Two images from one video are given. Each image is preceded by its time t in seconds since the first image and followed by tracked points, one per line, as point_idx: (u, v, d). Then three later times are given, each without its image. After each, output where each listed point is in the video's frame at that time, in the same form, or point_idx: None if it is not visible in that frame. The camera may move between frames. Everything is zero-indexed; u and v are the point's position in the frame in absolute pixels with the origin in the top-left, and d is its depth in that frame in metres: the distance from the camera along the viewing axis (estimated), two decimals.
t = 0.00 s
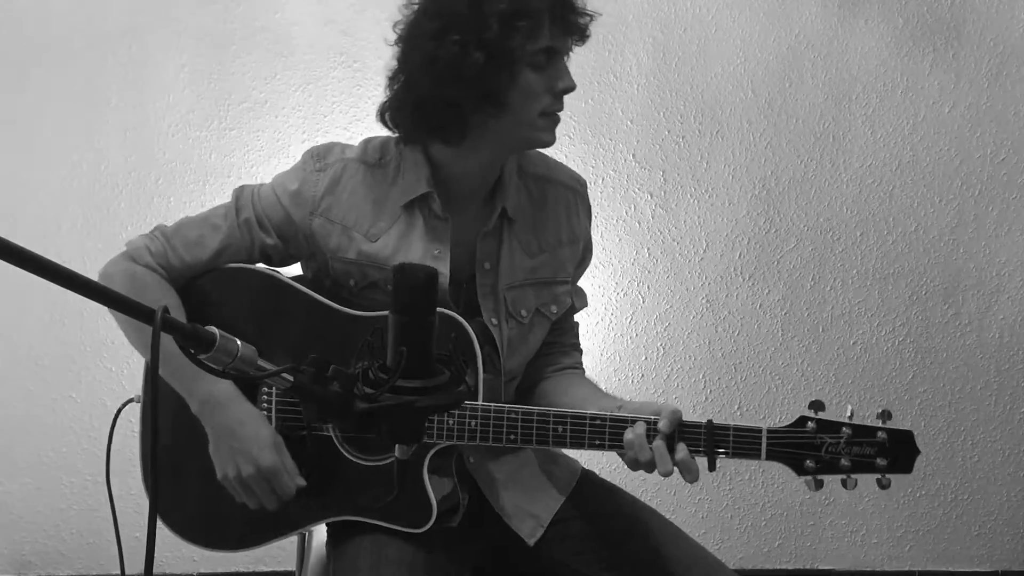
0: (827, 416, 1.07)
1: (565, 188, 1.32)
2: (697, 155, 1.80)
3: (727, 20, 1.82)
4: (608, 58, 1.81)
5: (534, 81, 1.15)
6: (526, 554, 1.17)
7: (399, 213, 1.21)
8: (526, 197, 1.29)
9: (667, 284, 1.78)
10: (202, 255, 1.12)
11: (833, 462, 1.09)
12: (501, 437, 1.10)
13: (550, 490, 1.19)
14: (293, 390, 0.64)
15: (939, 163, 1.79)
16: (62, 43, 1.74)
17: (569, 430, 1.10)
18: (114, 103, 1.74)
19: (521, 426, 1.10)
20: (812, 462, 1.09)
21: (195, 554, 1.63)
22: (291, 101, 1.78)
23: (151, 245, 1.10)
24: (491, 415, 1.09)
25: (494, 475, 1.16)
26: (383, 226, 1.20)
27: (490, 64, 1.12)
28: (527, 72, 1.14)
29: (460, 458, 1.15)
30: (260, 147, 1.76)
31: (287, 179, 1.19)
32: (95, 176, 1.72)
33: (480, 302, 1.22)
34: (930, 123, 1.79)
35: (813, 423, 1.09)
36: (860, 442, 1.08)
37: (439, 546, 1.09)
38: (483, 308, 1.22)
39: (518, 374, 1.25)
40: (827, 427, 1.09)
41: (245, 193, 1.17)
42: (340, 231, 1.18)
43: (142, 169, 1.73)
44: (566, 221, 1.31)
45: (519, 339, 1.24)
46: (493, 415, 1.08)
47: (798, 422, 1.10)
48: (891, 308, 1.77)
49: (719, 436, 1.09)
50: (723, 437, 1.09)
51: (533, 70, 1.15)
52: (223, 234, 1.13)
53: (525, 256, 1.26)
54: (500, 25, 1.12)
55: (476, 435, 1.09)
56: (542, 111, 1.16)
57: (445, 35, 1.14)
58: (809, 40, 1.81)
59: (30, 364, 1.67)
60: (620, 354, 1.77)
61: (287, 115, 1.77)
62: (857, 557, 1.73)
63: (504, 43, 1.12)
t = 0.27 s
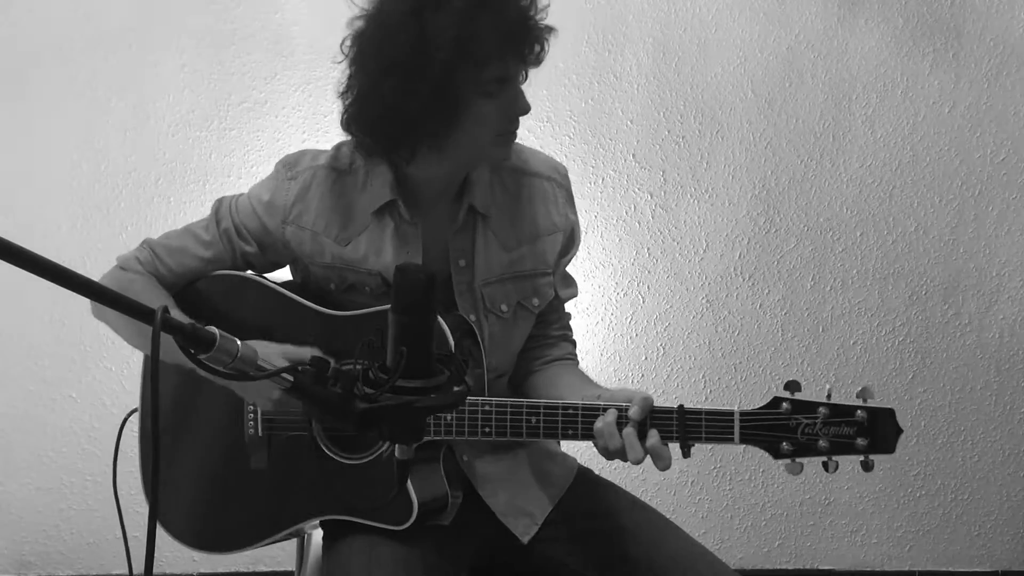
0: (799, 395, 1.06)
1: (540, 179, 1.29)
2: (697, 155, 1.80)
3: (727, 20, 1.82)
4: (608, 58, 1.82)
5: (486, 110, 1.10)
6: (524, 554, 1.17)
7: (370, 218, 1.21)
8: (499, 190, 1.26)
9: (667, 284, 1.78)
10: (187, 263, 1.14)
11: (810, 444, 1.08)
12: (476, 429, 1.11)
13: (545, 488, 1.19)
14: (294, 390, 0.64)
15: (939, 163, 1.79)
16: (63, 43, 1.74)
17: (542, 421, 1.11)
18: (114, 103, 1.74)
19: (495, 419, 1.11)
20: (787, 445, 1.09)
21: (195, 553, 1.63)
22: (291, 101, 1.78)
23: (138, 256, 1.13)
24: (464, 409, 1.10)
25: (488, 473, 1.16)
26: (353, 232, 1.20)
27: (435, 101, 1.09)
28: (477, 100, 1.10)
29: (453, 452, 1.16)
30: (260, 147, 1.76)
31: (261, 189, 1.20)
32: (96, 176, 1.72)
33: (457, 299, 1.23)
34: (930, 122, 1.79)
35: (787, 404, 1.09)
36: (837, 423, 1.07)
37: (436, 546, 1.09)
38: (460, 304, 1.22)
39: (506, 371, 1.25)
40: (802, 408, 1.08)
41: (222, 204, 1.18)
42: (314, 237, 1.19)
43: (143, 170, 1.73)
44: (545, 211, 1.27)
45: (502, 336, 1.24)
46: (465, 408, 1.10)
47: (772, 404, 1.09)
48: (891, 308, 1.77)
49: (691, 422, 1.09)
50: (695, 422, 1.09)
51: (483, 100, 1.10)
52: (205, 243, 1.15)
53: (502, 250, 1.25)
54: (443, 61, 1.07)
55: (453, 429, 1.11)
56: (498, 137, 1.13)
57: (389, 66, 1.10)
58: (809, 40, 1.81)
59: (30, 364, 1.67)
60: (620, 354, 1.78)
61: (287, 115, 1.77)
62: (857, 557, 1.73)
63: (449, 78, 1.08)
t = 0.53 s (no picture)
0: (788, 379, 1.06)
1: (541, 182, 1.29)
2: (697, 156, 1.80)
3: (727, 20, 1.82)
4: (608, 58, 1.82)
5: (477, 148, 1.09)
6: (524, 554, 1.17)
7: (367, 225, 1.22)
8: (500, 194, 1.26)
9: (667, 284, 1.78)
10: (194, 263, 1.16)
11: (800, 427, 1.08)
12: (470, 420, 1.11)
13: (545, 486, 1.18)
14: (294, 389, 0.64)
15: (939, 163, 1.79)
16: (62, 43, 1.75)
17: (534, 410, 1.11)
18: (114, 103, 1.74)
19: (489, 410, 1.11)
20: (778, 429, 1.08)
21: (195, 554, 1.63)
22: (291, 101, 1.78)
23: (146, 256, 1.15)
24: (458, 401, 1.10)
25: (488, 470, 1.18)
26: (351, 238, 1.21)
27: (419, 145, 1.09)
28: (466, 139, 1.09)
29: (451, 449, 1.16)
30: (260, 147, 1.76)
31: (264, 193, 1.22)
32: (96, 176, 1.72)
33: (458, 302, 1.24)
34: (930, 122, 1.79)
35: (777, 388, 1.08)
36: (827, 406, 1.06)
37: (435, 543, 1.09)
38: (459, 308, 1.23)
39: (504, 373, 1.26)
40: (791, 392, 1.08)
41: (227, 206, 1.20)
42: (311, 243, 1.20)
43: (143, 170, 1.73)
44: (545, 216, 1.28)
45: (501, 341, 1.24)
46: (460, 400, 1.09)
47: (761, 388, 1.09)
48: (891, 308, 1.77)
49: (682, 407, 1.09)
50: (686, 407, 1.09)
51: (470, 137, 1.08)
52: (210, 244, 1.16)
53: (503, 254, 1.25)
54: (423, 108, 1.06)
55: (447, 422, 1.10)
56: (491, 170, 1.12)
57: (376, 109, 1.10)
58: (809, 40, 1.81)
59: (30, 364, 1.67)
60: (620, 354, 1.77)
61: (287, 115, 1.77)
62: (858, 557, 1.73)
63: (431, 121, 1.07)
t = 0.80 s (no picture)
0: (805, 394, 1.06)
1: (561, 191, 1.29)
2: (697, 155, 1.80)
3: (727, 20, 1.82)
4: (608, 58, 1.82)
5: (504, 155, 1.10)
6: (523, 555, 1.17)
7: (389, 222, 1.21)
8: (520, 201, 1.26)
9: (667, 284, 1.78)
10: (211, 254, 1.15)
11: (815, 442, 1.08)
12: (485, 420, 1.11)
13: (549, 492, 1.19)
14: (294, 390, 0.64)
15: (939, 163, 1.79)
16: (62, 43, 1.75)
17: (551, 412, 1.10)
18: (114, 103, 1.74)
19: (505, 411, 1.10)
20: (792, 443, 1.08)
21: (195, 554, 1.63)
22: (291, 101, 1.78)
23: (164, 244, 1.14)
24: (475, 399, 1.09)
25: (494, 473, 1.18)
26: (372, 235, 1.21)
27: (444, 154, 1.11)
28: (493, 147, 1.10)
29: (459, 452, 1.17)
30: (260, 147, 1.76)
31: (286, 185, 1.21)
32: (95, 176, 1.72)
33: (472, 305, 1.23)
34: (930, 123, 1.79)
35: (793, 402, 1.09)
36: (842, 422, 1.07)
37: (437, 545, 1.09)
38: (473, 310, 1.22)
39: (512, 377, 1.26)
40: (807, 407, 1.08)
41: (248, 197, 1.19)
42: (333, 237, 1.19)
43: (142, 169, 1.73)
44: (563, 225, 1.27)
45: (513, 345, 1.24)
46: (477, 398, 1.09)
47: (778, 401, 1.09)
48: (891, 308, 1.77)
49: (699, 416, 1.09)
50: (703, 417, 1.09)
51: (494, 145, 1.10)
52: (230, 235, 1.16)
53: (519, 261, 1.24)
54: (450, 119, 1.07)
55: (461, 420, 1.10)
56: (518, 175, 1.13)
57: (402, 117, 1.11)
58: (809, 40, 1.81)
59: (31, 364, 1.67)
60: (620, 354, 1.77)
61: (287, 115, 1.77)
62: (857, 557, 1.73)
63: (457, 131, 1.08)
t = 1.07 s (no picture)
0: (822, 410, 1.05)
1: (575, 190, 1.29)
2: (697, 155, 1.80)
3: (727, 20, 1.82)
4: (608, 58, 1.81)
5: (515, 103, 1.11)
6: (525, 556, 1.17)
7: (406, 209, 1.21)
8: (535, 198, 1.27)
9: (667, 284, 1.78)
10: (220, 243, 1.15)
11: (829, 459, 1.07)
12: (499, 424, 1.10)
13: (554, 492, 1.18)
14: (294, 389, 0.65)
15: (939, 163, 1.79)
16: (60, 43, 1.74)
17: (565, 419, 1.10)
18: (113, 103, 1.74)
19: (519, 415, 1.10)
20: (807, 458, 1.08)
21: (195, 554, 1.63)
22: (290, 101, 1.77)
23: (172, 233, 1.15)
24: (490, 403, 1.09)
25: (499, 474, 1.17)
26: (388, 225, 1.20)
27: (460, 95, 1.11)
28: (505, 94, 1.11)
29: (466, 453, 1.16)
30: (260, 147, 1.76)
31: (300, 175, 1.20)
32: (95, 176, 1.72)
33: (487, 302, 1.21)
34: (930, 123, 1.79)
35: (809, 418, 1.08)
36: (857, 440, 1.06)
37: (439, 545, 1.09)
38: (488, 306, 1.21)
39: (522, 376, 1.25)
40: (823, 423, 1.08)
41: (261, 187, 1.19)
42: (349, 226, 1.19)
43: (142, 170, 1.73)
44: (577, 223, 1.28)
45: (526, 341, 1.24)
46: (492, 401, 1.08)
47: (794, 417, 1.09)
48: (891, 308, 1.77)
49: (714, 429, 1.08)
50: (718, 430, 1.09)
51: (509, 92, 1.11)
52: (241, 224, 1.16)
53: (534, 258, 1.24)
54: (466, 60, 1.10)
55: (475, 423, 1.09)
56: (529, 131, 1.12)
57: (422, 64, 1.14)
58: (809, 40, 1.81)
59: (31, 364, 1.67)
60: (620, 354, 1.77)
61: (287, 115, 1.77)
62: (857, 557, 1.73)
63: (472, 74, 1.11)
